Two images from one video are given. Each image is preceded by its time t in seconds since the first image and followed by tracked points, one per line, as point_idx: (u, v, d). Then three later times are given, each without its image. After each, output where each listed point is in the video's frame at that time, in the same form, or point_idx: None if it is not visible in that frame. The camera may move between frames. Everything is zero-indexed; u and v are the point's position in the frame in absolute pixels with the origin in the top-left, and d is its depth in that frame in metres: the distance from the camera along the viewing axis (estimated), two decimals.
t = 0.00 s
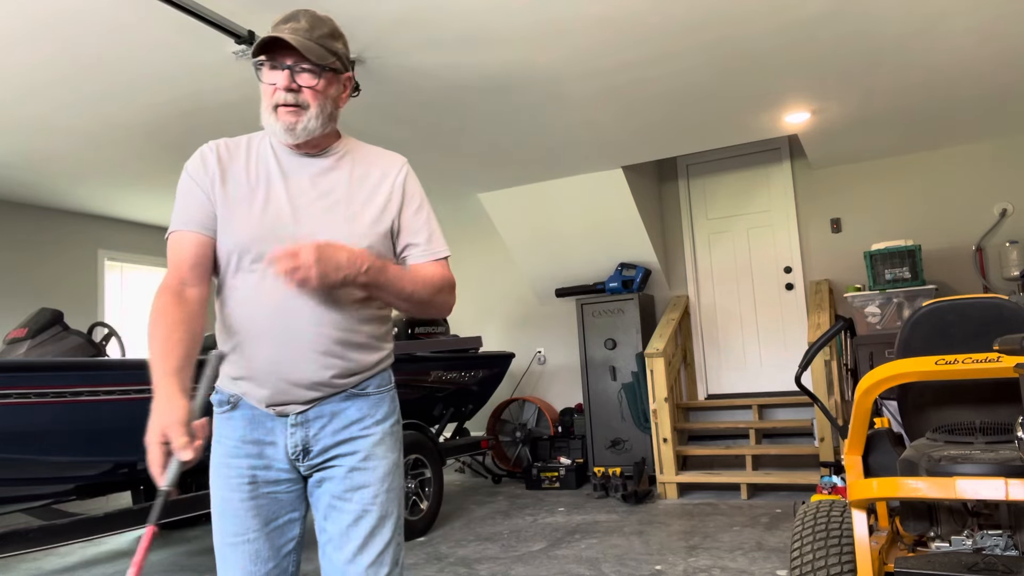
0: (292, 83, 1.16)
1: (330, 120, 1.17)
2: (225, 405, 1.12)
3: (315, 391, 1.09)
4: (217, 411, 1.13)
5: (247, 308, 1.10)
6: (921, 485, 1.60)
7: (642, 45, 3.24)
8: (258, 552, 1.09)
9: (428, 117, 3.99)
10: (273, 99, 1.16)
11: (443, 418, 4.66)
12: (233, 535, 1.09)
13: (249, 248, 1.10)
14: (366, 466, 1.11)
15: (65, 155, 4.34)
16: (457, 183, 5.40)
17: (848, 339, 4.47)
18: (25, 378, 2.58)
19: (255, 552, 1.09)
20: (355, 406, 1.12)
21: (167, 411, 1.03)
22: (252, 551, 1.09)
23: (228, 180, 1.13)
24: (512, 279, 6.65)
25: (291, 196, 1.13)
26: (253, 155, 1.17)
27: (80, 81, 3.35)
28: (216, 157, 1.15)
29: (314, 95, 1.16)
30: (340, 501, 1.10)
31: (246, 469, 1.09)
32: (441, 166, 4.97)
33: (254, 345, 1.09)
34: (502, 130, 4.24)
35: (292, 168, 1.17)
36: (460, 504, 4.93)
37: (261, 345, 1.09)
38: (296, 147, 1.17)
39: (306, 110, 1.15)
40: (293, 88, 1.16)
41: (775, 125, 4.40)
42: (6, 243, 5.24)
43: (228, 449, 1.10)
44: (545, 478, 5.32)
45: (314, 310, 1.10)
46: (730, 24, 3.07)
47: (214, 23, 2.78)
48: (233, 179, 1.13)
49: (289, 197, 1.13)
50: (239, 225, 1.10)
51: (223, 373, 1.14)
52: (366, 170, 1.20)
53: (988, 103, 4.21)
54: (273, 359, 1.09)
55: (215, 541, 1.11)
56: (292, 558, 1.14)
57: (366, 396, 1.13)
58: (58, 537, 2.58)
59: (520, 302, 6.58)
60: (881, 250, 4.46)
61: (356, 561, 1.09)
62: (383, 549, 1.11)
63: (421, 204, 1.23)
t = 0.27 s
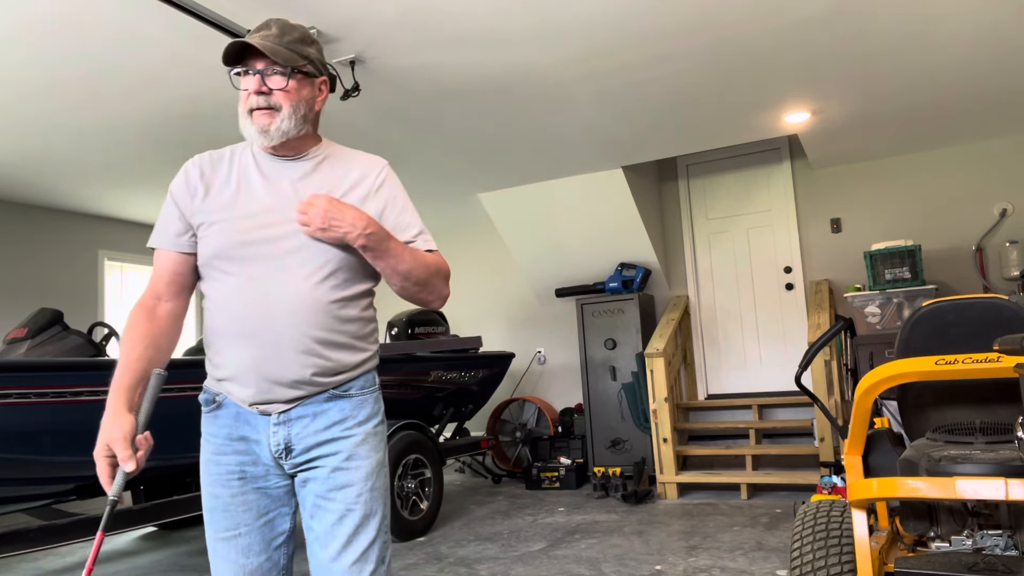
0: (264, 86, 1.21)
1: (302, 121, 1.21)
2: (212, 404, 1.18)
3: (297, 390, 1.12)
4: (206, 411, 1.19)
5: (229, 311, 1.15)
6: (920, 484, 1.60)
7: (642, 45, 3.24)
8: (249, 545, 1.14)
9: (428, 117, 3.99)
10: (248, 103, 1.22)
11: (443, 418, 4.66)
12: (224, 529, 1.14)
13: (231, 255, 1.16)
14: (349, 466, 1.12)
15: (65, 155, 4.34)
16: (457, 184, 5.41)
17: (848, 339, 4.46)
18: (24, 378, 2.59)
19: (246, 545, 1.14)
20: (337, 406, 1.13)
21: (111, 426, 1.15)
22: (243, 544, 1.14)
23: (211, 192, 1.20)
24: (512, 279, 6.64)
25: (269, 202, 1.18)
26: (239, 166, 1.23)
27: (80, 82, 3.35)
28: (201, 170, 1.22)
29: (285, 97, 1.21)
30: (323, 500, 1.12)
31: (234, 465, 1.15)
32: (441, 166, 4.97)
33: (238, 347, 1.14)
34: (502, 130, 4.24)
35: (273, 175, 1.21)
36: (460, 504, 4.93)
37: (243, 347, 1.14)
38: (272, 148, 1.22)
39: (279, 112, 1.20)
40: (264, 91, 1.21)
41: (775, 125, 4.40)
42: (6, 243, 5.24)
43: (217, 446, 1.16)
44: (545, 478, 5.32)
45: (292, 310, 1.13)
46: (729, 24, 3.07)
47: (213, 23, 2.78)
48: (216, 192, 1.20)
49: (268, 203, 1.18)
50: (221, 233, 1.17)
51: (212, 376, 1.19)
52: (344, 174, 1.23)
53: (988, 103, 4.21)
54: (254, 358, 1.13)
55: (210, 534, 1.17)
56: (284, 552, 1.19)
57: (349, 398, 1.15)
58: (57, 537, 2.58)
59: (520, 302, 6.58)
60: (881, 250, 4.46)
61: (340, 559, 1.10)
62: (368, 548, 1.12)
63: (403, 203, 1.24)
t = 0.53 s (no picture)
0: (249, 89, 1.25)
1: (284, 124, 1.24)
2: (202, 404, 1.19)
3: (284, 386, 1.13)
4: (197, 411, 1.20)
5: (217, 310, 1.16)
6: (921, 485, 1.59)
7: (642, 45, 3.24)
8: (240, 544, 1.14)
9: (428, 117, 3.99)
10: (233, 107, 1.26)
11: (443, 418, 4.66)
12: (214, 529, 1.14)
13: (215, 254, 1.17)
14: (335, 465, 1.12)
15: (65, 155, 4.34)
16: (457, 184, 5.41)
17: (848, 339, 4.46)
18: (24, 378, 2.59)
19: (236, 544, 1.14)
20: (323, 406, 1.14)
21: (111, 426, 1.19)
22: (233, 543, 1.14)
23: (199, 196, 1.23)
24: (512, 279, 6.64)
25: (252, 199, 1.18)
26: (226, 170, 1.26)
27: (81, 82, 3.36)
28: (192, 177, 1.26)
29: (268, 99, 1.24)
30: (311, 499, 1.12)
31: (224, 464, 1.15)
32: (441, 166, 4.97)
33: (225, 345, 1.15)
34: (502, 130, 4.24)
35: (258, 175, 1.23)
36: (460, 504, 4.93)
37: (230, 344, 1.15)
38: (256, 150, 1.25)
39: (261, 114, 1.23)
40: (249, 95, 1.25)
41: (775, 125, 4.40)
42: (6, 243, 5.24)
43: (207, 445, 1.17)
44: (545, 478, 5.32)
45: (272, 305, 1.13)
46: (729, 24, 3.07)
47: (213, 23, 2.78)
48: (205, 195, 1.22)
49: (251, 200, 1.18)
50: (206, 233, 1.19)
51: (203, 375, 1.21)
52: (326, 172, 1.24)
53: (988, 103, 4.20)
54: (240, 355, 1.14)
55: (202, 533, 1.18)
56: (277, 551, 1.18)
57: (334, 397, 1.15)
58: (58, 537, 2.58)
59: (520, 302, 6.58)
60: (881, 249, 4.46)
61: (329, 557, 1.10)
62: (357, 546, 1.11)
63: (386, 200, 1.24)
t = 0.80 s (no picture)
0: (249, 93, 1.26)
1: (283, 128, 1.26)
2: (202, 403, 1.19)
3: (281, 385, 1.12)
4: (197, 411, 1.20)
5: (216, 311, 1.17)
6: (920, 485, 1.59)
7: (642, 45, 3.24)
8: (239, 543, 1.14)
9: (428, 117, 3.99)
10: (234, 110, 1.27)
11: (443, 418, 4.66)
12: (213, 527, 1.15)
13: (213, 254, 1.18)
14: (333, 460, 1.11)
15: (65, 155, 4.34)
16: (457, 183, 5.41)
17: (848, 339, 4.46)
18: (24, 378, 2.59)
19: (235, 542, 1.14)
20: (320, 403, 1.13)
21: (117, 432, 1.23)
22: (232, 541, 1.14)
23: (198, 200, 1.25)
24: (512, 279, 6.64)
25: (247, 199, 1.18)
26: (226, 173, 1.27)
27: (81, 82, 3.35)
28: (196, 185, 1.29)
29: (266, 103, 1.25)
30: (308, 496, 1.11)
31: (222, 462, 1.15)
32: (441, 166, 4.97)
33: (223, 345, 1.16)
34: (502, 130, 4.24)
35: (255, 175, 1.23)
36: (460, 504, 4.93)
37: (227, 343, 1.15)
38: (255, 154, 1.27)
39: (260, 119, 1.24)
40: (248, 98, 1.26)
41: (775, 125, 4.40)
42: (7, 243, 5.25)
43: (206, 444, 1.17)
44: (545, 478, 5.32)
45: (270, 299, 1.13)
46: (729, 24, 3.07)
47: (213, 23, 2.78)
48: (204, 198, 1.24)
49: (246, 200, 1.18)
50: (205, 234, 1.20)
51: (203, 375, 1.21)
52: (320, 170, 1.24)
53: (988, 103, 4.21)
54: (239, 353, 1.14)
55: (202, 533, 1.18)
56: (275, 549, 1.19)
57: (332, 395, 1.14)
58: (57, 537, 2.58)
59: (520, 301, 6.58)
60: (881, 250, 4.46)
61: (328, 553, 1.09)
62: (356, 542, 1.10)
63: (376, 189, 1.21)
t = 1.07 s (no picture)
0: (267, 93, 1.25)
1: (298, 130, 1.26)
2: (215, 400, 1.19)
3: (292, 385, 1.11)
4: (209, 406, 1.20)
5: (228, 310, 1.17)
6: (921, 484, 1.59)
7: (642, 45, 3.24)
8: (247, 539, 1.15)
9: (428, 117, 3.99)
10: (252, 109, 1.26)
11: (443, 418, 4.66)
12: (222, 523, 1.15)
13: (228, 253, 1.19)
14: (341, 468, 1.11)
15: (64, 155, 4.34)
16: (457, 183, 5.40)
17: (848, 339, 4.46)
18: (23, 378, 2.58)
19: (243, 539, 1.14)
20: (331, 408, 1.12)
21: (138, 433, 1.22)
22: (240, 538, 1.14)
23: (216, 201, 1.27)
24: (512, 279, 6.64)
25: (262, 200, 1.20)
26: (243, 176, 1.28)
27: (81, 81, 3.35)
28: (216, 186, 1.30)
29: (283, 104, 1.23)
30: (316, 502, 1.11)
31: (233, 460, 1.15)
32: (441, 166, 4.97)
33: (235, 343, 1.16)
34: (502, 130, 4.24)
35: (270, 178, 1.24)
36: (460, 504, 4.93)
37: (239, 342, 1.15)
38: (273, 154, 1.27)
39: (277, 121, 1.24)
40: (266, 98, 1.24)
41: (775, 125, 4.40)
42: (7, 243, 5.25)
43: (218, 441, 1.16)
44: (545, 478, 5.32)
45: (281, 298, 1.13)
46: (729, 23, 3.07)
47: (213, 22, 2.78)
48: (222, 200, 1.25)
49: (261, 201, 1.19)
50: (222, 234, 1.21)
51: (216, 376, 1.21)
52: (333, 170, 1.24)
53: (987, 103, 4.20)
54: (251, 352, 1.14)
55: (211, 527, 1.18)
56: (283, 547, 1.19)
57: (343, 400, 1.13)
58: (57, 537, 2.58)
59: (520, 301, 6.57)
60: (881, 250, 4.46)
61: (337, 559, 1.10)
62: (364, 549, 1.11)
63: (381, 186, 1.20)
